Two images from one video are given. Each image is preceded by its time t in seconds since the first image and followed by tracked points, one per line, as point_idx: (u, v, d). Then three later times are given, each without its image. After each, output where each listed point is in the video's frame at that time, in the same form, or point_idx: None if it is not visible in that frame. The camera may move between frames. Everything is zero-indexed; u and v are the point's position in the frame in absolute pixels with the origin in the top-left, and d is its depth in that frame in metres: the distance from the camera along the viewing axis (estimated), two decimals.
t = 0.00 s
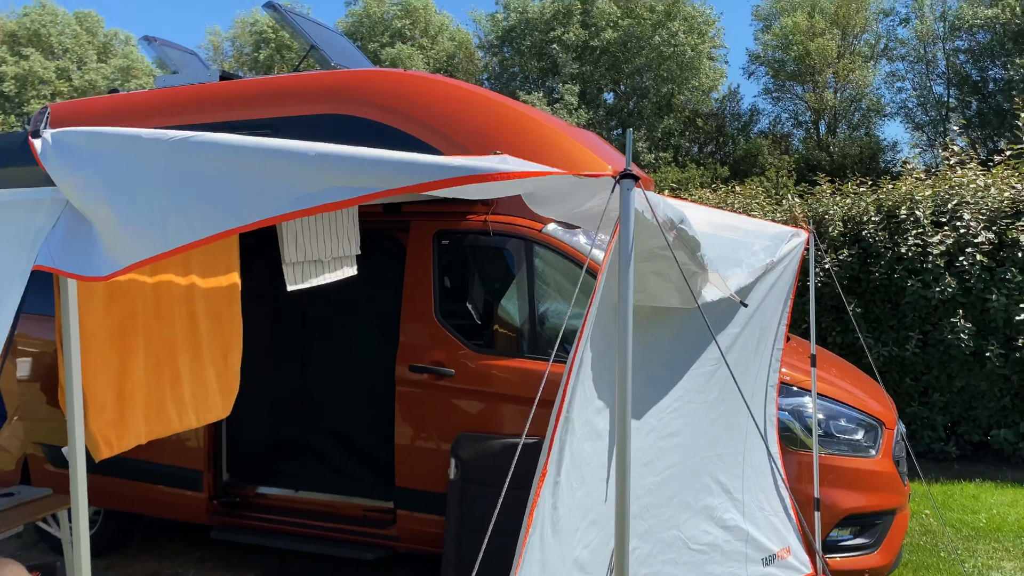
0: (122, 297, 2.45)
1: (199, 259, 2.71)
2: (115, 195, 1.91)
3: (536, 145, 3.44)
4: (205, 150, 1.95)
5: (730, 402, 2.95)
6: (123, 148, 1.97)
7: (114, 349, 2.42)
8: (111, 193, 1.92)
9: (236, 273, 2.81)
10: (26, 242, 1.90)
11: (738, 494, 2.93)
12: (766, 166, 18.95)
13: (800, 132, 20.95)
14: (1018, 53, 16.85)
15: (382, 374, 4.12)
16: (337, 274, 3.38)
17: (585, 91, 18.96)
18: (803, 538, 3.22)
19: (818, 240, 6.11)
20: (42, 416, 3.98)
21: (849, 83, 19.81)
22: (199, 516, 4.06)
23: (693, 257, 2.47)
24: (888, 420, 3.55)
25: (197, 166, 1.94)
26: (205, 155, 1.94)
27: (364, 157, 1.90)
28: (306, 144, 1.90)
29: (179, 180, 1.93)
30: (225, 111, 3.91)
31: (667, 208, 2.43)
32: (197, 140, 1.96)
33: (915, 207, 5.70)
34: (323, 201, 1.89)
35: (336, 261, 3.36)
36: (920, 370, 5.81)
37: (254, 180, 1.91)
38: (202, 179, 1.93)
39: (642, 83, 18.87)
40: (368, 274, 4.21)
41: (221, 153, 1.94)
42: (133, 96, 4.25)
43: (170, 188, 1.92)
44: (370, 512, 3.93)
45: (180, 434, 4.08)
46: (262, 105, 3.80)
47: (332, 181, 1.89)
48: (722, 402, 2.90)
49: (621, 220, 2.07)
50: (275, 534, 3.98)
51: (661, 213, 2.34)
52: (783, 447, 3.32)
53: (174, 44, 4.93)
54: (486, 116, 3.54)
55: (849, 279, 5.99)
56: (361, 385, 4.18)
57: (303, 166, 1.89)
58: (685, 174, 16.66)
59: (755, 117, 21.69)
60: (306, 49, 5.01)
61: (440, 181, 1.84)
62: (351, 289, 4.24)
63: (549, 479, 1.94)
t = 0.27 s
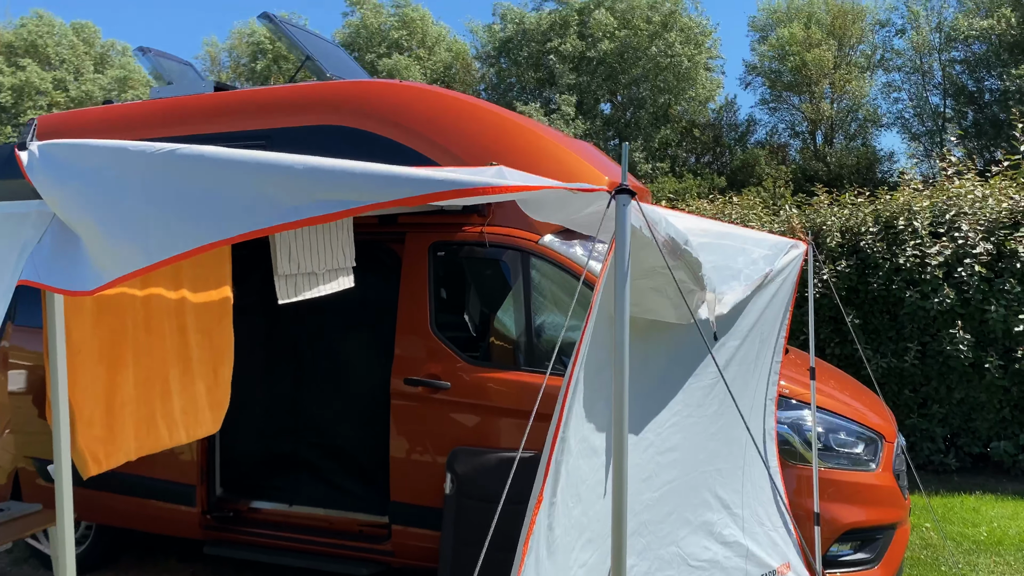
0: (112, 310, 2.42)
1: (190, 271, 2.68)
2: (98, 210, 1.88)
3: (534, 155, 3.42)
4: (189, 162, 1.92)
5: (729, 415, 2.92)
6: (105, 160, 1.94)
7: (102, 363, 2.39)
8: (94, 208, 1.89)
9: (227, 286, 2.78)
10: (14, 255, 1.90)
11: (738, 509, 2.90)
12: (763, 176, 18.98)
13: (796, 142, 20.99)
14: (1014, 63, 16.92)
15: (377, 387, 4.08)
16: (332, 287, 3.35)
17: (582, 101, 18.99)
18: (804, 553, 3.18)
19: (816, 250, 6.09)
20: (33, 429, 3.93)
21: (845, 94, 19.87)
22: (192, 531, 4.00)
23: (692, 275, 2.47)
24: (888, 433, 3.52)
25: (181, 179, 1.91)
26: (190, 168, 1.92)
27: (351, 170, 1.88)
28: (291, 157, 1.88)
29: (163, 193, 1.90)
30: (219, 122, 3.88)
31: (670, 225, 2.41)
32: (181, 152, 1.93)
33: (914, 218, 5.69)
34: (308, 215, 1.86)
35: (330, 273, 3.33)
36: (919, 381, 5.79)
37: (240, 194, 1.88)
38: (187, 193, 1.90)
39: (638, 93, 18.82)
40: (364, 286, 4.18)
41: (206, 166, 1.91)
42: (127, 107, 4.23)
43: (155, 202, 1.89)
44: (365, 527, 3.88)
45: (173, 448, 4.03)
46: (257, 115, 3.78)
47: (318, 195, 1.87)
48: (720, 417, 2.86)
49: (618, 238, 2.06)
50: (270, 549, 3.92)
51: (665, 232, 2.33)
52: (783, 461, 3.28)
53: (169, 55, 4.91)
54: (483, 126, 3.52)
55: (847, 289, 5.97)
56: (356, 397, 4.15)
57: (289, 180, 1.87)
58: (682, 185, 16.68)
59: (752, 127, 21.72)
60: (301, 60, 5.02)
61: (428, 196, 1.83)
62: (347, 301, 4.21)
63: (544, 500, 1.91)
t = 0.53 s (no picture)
0: (103, 315, 2.39)
1: (183, 275, 2.63)
2: (87, 214, 1.87)
3: (534, 163, 3.41)
4: (179, 164, 1.90)
5: (728, 423, 2.91)
6: (95, 163, 1.93)
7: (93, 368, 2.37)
8: (84, 212, 1.88)
9: (222, 292, 2.74)
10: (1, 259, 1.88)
11: (736, 517, 2.87)
12: (761, 182, 18.99)
13: (796, 148, 21.00)
14: (1012, 69, 16.95)
15: (374, 393, 4.06)
16: (329, 292, 3.34)
17: (581, 107, 19.01)
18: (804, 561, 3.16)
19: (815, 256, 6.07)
20: (28, 436, 3.90)
21: (844, 100, 19.91)
22: (186, 539, 3.97)
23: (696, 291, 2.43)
24: (888, 440, 3.50)
25: (171, 182, 1.90)
26: (179, 170, 1.90)
27: (341, 170, 1.87)
28: (280, 158, 1.86)
29: (153, 197, 1.89)
30: (216, 126, 3.87)
31: (670, 237, 2.39)
32: (171, 153, 1.91)
33: (913, 223, 5.68)
34: (298, 217, 1.85)
35: (327, 278, 3.32)
36: (919, 387, 5.77)
37: (232, 197, 1.87)
38: (177, 196, 1.89)
39: (638, 99, 18.88)
40: (361, 291, 4.17)
41: (196, 167, 1.90)
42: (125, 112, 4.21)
43: (145, 205, 1.88)
44: (361, 534, 3.85)
45: (169, 454, 4.00)
46: (254, 120, 3.76)
47: (308, 197, 1.86)
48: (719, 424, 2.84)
49: (611, 239, 2.04)
50: (266, 556, 3.89)
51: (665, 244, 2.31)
52: (781, 467, 3.26)
53: (167, 60, 4.90)
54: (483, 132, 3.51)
55: (846, 295, 5.95)
56: (353, 404, 4.12)
57: (280, 182, 1.86)
58: (681, 190, 16.67)
59: (750, 133, 21.74)
60: (298, 65, 5.01)
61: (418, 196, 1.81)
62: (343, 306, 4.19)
63: (541, 508, 1.88)
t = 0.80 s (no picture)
0: (100, 315, 2.39)
1: (181, 276, 2.63)
2: (83, 209, 1.86)
3: (534, 162, 3.40)
4: (176, 161, 1.90)
5: (728, 423, 2.90)
6: (92, 160, 1.92)
7: (90, 368, 2.36)
8: (79, 207, 1.87)
9: (220, 290, 2.74)
10: None
11: (736, 517, 2.87)
12: (762, 182, 18.97)
13: (796, 148, 20.93)
14: (1012, 69, 16.94)
15: (373, 393, 4.06)
16: (328, 290, 3.33)
17: (581, 107, 19.00)
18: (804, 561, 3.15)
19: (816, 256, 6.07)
20: (27, 435, 3.89)
21: (844, 100, 19.89)
22: (185, 539, 3.97)
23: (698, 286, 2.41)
24: (888, 440, 3.48)
25: (167, 178, 1.90)
26: (176, 165, 1.90)
27: (338, 166, 1.87)
28: (277, 153, 1.86)
29: (149, 194, 1.88)
30: (214, 125, 3.86)
31: (668, 231, 2.36)
32: (168, 149, 1.91)
33: (913, 223, 5.68)
34: (293, 214, 1.85)
35: (326, 276, 3.31)
36: (919, 387, 5.76)
37: (229, 194, 1.87)
38: (174, 193, 1.88)
39: (638, 98, 18.85)
40: (361, 290, 4.16)
41: (193, 164, 1.89)
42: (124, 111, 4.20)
43: (141, 202, 1.87)
44: (361, 533, 3.84)
45: (168, 454, 4.00)
46: (253, 119, 3.75)
47: (304, 194, 1.86)
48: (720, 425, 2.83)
49: (608, 234, 2.01)
50: (265, 556, 3.88)
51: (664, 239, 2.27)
52: (781, 467, 3.26)
53: (166, 59, 4.89)
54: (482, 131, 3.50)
55: (846, 295, 5.95)
56: (352, 403, 4.11)
57: (277, 178, 1.85)
58: (681, 190, 16.66)
59: (751, 133, 21.73)
60: (298, 64, 5.00)
61: (414, 192, 1.81)
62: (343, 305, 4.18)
63: (541, 508, 1.86)
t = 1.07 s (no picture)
0: (101, 307, 2.40)
1: (183, 270, 2.61)
2: (84, 202, 1.86)
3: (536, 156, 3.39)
4: (177, 152, 1.89)
5: (730, 418, 2.90)
6: (94, 152, 1.92)
7: (92, 362, 2.38)
8: (80, 200, 1.87)
9: (223, 284, 2.69)
10: None
11: (737, 511, 2.87)
12: (762, 177, 18.94)
13: (797, 143, 20.93)
14: (1014, 64, 16.87)
15: (374, 386, 4.06)
16: (331, 283, 3.33)
17: (583, 101, 18.96)
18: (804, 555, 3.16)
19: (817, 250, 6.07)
20: (29, 429, 3.91)
21: (846, 95, 19.84)
22: (187, 532, 3.98)
23: (700, 274, 2.41)
24: (889, 434, 3.49)
25: (168, 170, 1.90)
26: (178, 157, 1.89)
27: (341, 158, 1.85)
28: (280, 145, 1.85)
29: (151, 185, 1.88)
30: (215, 118, 3.85)
31: (672, 221, 2.35)
32: (170, 140, 1.90)
33: (915, 218, 5.67)
34: (297, 206, 1.85)
35: (329, 269, 3.31)
36: (920, 382, 5.76)
37: (231, 185, 1.86)
38: (176, 185, 1.88)
39: (639, 93, 18.79)
40: (363, 284, 4.16)
41: (194, 155, 1.89)
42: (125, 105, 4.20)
43: (143, 194, 1.87)
44: (362, 527, 3.85)
45: (169, 447, 4.01)
46: (254, 113, 3.75)
47: (306, 186, 1.85)
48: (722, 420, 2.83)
49: (614, 225, 2.01)
50: (268, 550, 3.88)
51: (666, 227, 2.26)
52: (782, 461, 3.26)
53: (168, 53, 4.88)
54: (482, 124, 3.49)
55: (847, 290, 5.95)
56: (353, 397, 4.12)
57: (279, 169, 1.85)
58: (682, 185, 16.63)
59: (752, 128, 21.69)
60: (299, 58, 4.99)
61: (418, 184, 1.79)
62: (344, 299, 4.18)
63: (546, 500, 1.86)
